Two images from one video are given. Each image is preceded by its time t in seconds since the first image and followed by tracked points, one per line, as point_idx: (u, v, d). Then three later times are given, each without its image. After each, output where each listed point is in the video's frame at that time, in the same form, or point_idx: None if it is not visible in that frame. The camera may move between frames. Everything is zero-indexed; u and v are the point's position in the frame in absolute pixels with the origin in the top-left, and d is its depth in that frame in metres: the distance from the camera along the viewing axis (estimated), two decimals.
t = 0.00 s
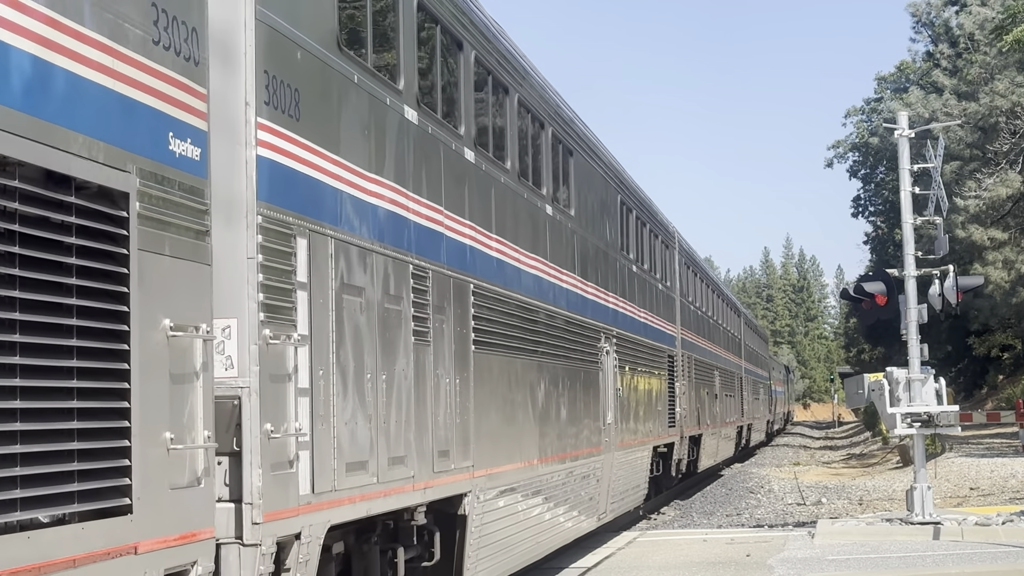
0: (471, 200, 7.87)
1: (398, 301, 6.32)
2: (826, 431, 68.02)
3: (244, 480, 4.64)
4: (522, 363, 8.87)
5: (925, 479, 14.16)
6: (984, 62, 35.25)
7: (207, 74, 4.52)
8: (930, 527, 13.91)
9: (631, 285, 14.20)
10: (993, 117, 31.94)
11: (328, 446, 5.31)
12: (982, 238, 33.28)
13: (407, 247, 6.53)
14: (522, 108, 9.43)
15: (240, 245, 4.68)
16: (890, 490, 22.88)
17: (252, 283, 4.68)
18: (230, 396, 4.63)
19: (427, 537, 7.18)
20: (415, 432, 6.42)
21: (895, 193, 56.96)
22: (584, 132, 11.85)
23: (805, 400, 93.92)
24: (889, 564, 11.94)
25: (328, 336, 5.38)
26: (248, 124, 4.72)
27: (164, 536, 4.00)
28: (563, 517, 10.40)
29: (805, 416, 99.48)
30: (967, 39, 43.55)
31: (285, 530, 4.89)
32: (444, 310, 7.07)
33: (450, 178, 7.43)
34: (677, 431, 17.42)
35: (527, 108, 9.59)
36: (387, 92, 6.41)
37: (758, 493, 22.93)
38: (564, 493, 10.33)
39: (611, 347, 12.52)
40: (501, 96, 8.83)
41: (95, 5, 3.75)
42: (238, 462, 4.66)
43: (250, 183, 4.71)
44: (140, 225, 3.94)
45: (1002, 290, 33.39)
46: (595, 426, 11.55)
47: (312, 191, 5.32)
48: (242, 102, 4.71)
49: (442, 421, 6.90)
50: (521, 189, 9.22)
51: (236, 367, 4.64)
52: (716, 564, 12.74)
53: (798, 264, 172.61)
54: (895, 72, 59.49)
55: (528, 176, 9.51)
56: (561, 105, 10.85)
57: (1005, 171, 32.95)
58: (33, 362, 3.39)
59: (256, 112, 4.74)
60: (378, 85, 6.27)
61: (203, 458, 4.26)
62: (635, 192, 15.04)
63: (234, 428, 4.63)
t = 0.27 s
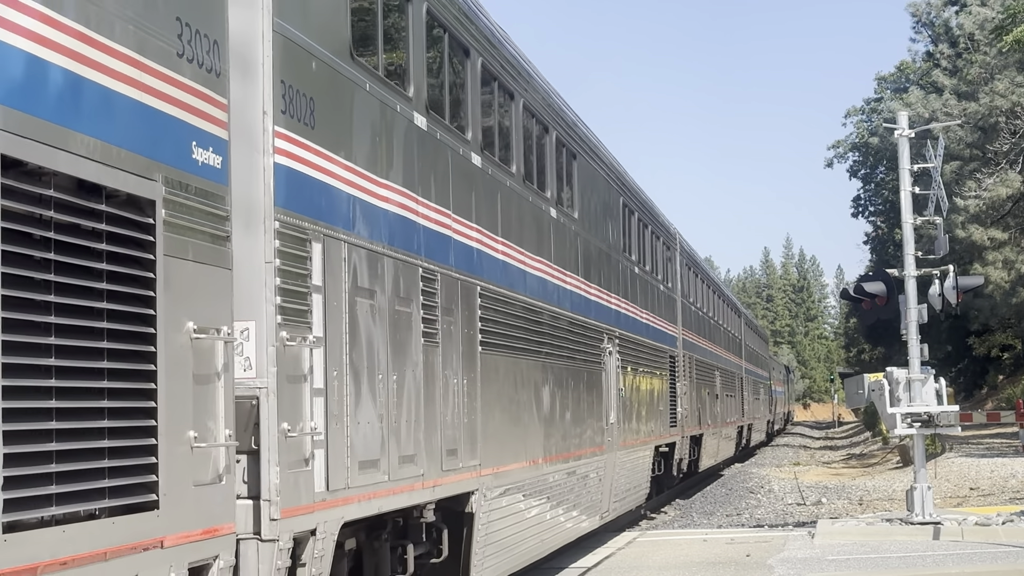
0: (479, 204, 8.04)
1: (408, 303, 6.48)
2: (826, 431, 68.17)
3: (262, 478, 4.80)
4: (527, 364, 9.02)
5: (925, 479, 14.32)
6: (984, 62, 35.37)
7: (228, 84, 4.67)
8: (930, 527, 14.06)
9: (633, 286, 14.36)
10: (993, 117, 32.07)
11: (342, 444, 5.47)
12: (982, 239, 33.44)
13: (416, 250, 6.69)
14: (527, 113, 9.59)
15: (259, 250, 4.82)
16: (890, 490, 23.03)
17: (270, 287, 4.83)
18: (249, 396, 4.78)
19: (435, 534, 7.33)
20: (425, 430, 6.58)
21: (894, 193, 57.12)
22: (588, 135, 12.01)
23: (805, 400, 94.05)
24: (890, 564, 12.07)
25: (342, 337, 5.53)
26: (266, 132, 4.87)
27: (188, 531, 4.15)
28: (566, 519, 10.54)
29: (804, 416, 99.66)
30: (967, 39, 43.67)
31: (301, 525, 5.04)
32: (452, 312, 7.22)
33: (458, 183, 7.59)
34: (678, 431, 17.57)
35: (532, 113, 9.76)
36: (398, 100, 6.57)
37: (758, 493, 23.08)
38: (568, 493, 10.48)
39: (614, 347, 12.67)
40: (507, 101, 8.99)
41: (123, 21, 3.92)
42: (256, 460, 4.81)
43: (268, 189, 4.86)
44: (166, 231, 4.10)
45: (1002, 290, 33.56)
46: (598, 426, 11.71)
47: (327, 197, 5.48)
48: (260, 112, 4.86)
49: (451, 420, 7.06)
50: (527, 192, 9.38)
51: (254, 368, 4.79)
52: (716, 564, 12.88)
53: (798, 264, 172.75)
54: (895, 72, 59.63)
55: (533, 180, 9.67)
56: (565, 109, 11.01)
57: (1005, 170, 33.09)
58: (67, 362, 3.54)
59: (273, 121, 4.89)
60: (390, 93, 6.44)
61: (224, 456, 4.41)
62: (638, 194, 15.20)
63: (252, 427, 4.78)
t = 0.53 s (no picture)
0: (485, 208, 8.19)
1: (417, 305, 6.63)
2: (826, 431, 68.31)
3: (279, 476, 4.94)
4: (532, 364, 9.17)
5: (925, 479, 14.46)
6: (984, 62, 35.45)
7: (246, 93, 4.82)
8: (930, 527, 14.20)
9: (635, 287, 14.50)
10: (993, 117, 32.20)
11: (354, 443, 5.61)
12: (982, 239, 33.58)
13: (425, 253, 6.85)
14: (531, 117, 9.74)
15: (275, 254, 4.96)
16: (889, 490, 23.16)
17: (286, 290, 4.97)
18: (265, 396, 4.92)
19: (442, 531, 7.47)
20: (433, 429, 6.72)
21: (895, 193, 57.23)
22: (591, 138, 12.16)
23: (806, 400, 94.20)
24: (889, 564, 12.19)
25: (355, 339, 5.68)
26: (282, 140, 5.01)
27: (210, 527, 4.29)
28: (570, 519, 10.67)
29: (805, 415, 99.76)
30: (968, 39, 43.80)
31: (316, 522, 5.18)
32: (460, 314, 7.37)
33: (465, 187, 7.74)
34: (679, 431, 17.72)
35: (536, 117, 9.90)
36: (407, 105, 6.72)
37: (758, 493, 23.21)
38: (571, 493, 10.61)
39: (616, 348, 12.81)
40: (512, 106, 9.14)
41: (149, 34, 4.07)
42: (273, 458, 4.96)
43: (285, 196, 5.00)
44: (188, 237, 4.24)
45: (1001, 290, 33.68)
46: (601, 426, 11.85)
47: (340, 202, 5.63)
48: (277, 120, 4.99)
49: (458, 420, 7.20)
50: (531, 195, 9.53)
51: (271, 369, 4.93)
52: (716, 564, 13.00)
53: (798, 264, 172.89)
54: (895, 72, 59.75)
55: (537, 183, 9.82)
56: (569, 113, 11.16)
57: (1005, 171, 33.23)
58: (97, 364, 3.68)
59: (290, 130, 5.03)
60: (399, 99, 6.59)
61: (243, 454, 4.56)
62: (640, 196, 15.34)
63: (269, 426, 4.93)
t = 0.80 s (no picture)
0: (491, 211, 8.33)
1: (425, 307, 6.77)
2: (825, 432, 68.29)
3: (293, 473, 5.08)
4: (536, 364, 9.31)
5: (925, 479, 14.60)
6: (984, 62, 35.52)
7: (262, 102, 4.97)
8: (930, 527, 14.32)
9: (637, 288, 14.63)
10: (993, 117, 32.32)
11: (366, 441, 5.75)
12: (982, 239, 33.70)
13: (433, 256, 6.99)
14: (536, 121, 9.89)
15: (289, 258, 5.10)
16: (890, 490, 23.29)
17: (300, 293, 5.11)
18: (280, 395, 5.05)
19: (449, 529, 7.61)
20: (441, 429, 6.87)
21: (894, 193, 57.34)
22: (594, 141, 12.30)
23: (806, 400, 94.32)
24: (889, 564, 12.28)
25: (365, 340, 5.82)
26: (296, 147, 5.15)
27: (228, 523, 4.43)
28: (573, 519, 10.80)
29: (805, 415, 99.89)
30: (967, 39, 43.93)
31: (330, 518, 5.32)
32: (467, 315, 7.51)
33: (472, 191, 7.89)
34: (681, 431, 17.85)
35: (541, 121, 10.04)
36: (416, 112, 6.88)
37: (758, 492, 23.34)
38: (574, 493, 10.75)
39: (618, 349, 12.95)
40: (517, 111, 9.30)
41: (173, 47, 4.22)
42: (287, 456, 5.09)
43: (298, 201, 5.14)
44: (208, 242, 4.39)
45: (1001, 290, 33.80)
46: (604, 426, 11.99)
47: (351, 207, 5.78)
48: (291, 127, 5.14)
49: (465, 420, 7.34)
50: (536, 198, 9.67)
51: (285, 369, 5.06)
52: (716, 564, 13.12)
53: (799, 263, 173.01)
54: (895, 72, 59.87)
55: (541, 186, 9.96)
56: (572, 117, 11.30)
57: (1005, 171, 33.34)
58: (123, 365, 3.82)
59: (303, 136, 5.18)
60: (408, 105, 6.74)
61: (260, 452, 4.69)
62: (642, 198, 15.48)
63: (283, 425, 5.06)
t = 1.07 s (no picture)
0: (495, 213, 8.46)
1: (433, 308, 6.90)
2: (825, 432, 68.41)
3: (306, 472, 5.20)
4: (540, 365, 9.44)
5: (925, 479, 14.72)
6: (984, 62, 35.60)
7: (276, 110, 5.10)
8: (930, 527, 14.44)
9: (638, 289, 14.76)
10: (994, 117, 32.44)
11: (375, 440, 5.88)
12: (982, 238, 33.81)
13: (440, 258, 7.12)
14: (539, 124, 10.02)
15: (302, 261, 5.22)
16: (890, 490, 23.41)
17: (312, 296, 5.23)
18: (293, 395, 5.17)
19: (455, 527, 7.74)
20: (448, 428, 7.00)
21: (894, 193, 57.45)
22: (596, 144, 12.43)
23: (806, 400, 94.43)
24: (889, 564, 12.35)
25: (375, 341, 5.94)
26: (309, 153, 5.27)
27: (245, 520, 4.56)
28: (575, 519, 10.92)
29: (805, 415, 100.01)
30: (967, 39, 44.04)
31: (341, 515, 5.45)
32: (473, 317, 7.64)
33: (477, 195, 8.02)
34: (682, 430, 17.97)
35: (544, 124, 10.18)
36: (424, 117, 7.02)
37: (758, 492, 23.47)
38: (577, 493, 10.86)
39: (620, 349, 13.07)
40: (522, 115, 9.44)
41: (193, 58, 4.35)
42: (299, 455, 5.21)
43: (311, 206, 5.26)
44: (225, 246, 4.52)
45: (1001, 290, 33.89)
46: (606, 426, 12.12)
47: (361, 211, 5.91)
48: (304, 134, 5.25)
49: (471, 419, 7.47)
50: (540, 201, 9.80)
51: (298, 370, 5.18)
52: (716, 564, 13.23)
53: (799, 263, 173.10)
54: (895, 72, 59.98)
55: (545, 188, 10.09)
56: (575, 120, 11.43)
57: (1005, 171, 33.45)
58: (146, 366, 3.96)
59: (316, 143, 5.30)
60: (416, 111, 6.88)
61: (274, 451, 4.82)
62: (643, 200, 15.62)
63: (296, 425, 5.18)
